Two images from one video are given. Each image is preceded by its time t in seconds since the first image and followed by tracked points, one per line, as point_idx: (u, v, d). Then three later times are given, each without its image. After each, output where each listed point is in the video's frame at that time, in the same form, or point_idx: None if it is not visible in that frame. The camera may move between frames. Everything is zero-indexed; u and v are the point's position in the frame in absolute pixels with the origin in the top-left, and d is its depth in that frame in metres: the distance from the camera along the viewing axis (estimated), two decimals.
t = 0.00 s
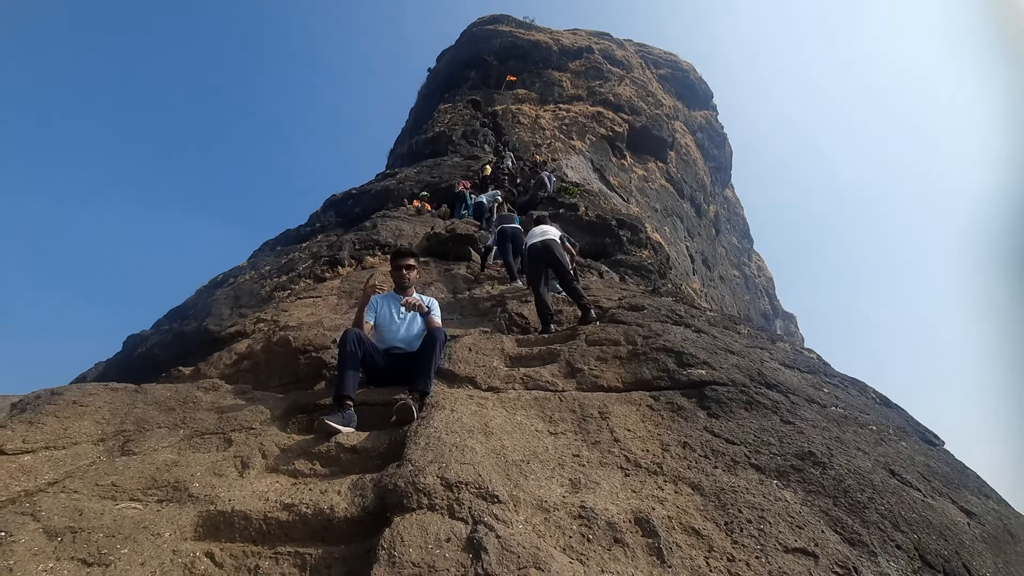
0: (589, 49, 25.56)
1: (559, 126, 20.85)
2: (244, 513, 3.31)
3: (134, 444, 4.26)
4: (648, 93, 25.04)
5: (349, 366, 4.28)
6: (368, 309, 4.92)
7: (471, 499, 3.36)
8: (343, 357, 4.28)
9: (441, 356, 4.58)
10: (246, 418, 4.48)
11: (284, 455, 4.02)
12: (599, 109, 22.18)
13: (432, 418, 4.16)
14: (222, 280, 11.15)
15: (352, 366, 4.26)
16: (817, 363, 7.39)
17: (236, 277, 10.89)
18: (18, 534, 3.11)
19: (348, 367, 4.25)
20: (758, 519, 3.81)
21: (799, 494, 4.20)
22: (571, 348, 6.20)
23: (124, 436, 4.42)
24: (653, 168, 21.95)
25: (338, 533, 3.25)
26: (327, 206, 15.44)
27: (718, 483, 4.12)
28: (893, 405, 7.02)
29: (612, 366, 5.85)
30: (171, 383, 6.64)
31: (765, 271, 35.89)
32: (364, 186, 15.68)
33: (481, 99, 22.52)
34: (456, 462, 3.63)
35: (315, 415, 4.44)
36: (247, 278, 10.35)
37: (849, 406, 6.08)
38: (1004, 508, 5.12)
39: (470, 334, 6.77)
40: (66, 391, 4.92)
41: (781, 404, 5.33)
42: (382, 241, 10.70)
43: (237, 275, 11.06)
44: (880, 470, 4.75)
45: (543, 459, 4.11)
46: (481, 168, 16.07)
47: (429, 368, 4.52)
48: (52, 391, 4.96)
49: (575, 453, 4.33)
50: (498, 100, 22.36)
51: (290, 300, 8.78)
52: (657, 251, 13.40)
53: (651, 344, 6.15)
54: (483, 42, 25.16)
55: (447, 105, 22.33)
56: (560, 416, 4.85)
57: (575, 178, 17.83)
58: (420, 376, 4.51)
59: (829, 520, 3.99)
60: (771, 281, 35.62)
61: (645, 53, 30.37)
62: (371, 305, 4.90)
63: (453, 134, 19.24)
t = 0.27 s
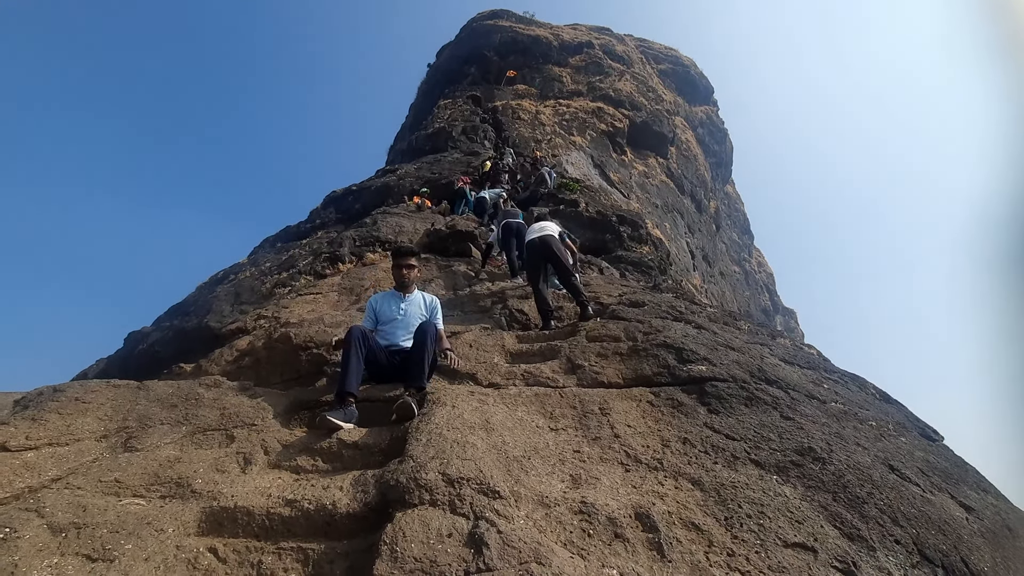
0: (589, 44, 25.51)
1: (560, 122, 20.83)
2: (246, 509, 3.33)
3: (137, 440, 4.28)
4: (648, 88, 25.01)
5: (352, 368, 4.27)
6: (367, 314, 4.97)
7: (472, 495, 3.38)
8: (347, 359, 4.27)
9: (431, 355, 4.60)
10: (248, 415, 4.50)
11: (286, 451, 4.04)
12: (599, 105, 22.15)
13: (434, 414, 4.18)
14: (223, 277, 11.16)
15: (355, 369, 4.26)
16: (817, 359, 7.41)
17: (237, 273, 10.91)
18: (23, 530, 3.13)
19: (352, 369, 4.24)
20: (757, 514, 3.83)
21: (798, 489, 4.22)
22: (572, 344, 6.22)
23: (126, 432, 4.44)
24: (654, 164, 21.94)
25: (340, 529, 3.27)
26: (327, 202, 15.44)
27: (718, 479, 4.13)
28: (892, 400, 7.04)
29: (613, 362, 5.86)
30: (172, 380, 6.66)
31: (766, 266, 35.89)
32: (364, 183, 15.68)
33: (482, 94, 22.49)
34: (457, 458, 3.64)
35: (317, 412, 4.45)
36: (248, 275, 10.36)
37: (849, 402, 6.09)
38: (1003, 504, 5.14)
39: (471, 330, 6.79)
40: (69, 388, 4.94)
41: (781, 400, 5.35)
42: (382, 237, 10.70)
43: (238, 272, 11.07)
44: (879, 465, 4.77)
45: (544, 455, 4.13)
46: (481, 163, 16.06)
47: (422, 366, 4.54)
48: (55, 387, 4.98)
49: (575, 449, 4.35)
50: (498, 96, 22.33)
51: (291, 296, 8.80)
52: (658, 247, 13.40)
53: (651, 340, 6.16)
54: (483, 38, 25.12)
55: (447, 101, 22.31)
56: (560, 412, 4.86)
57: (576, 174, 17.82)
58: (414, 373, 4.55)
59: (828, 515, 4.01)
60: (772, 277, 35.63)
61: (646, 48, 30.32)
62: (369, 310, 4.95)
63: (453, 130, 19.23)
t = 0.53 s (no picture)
0: (590, 40, 25.47)
1: (560, 118, 20.82)
2: (248, 506, 3.35)
3: (139, 438, 4.30)
4: (649, 84, 24.98)
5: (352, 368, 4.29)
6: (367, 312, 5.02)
7: (473, 491, 3.40)
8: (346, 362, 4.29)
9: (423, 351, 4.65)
10: (249, 412, 4.52)
11: (288, 449, 4.06)
12: (599, 101, 22.13)
13: (434, 411, 4.20)
14: (224, 275, 11.18)
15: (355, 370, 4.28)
16: (817, 355, 7.42)
17: (238, 271, 10.92)
18: (27, 528, 3.15)
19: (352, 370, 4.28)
20: (756, 510, 3.85)
21: (797, 485, 4.24)
22: (572, 341, 6.23)
23: (128, 430, 4.46)
24: (654, 160, 21.93)
25: (341, 525, 3.29)
26: (327, 200, 15.44)
27: (717, 475, 4.16)
28: (892, 396, 7.06)
29: (613, 359, 5.88)
30: (174, 377, 6.68)
31: (766, 262, 35.88)
32: (364, 180, 15.68)
33: (482, 91, 22.47)
34: (457, 455, 3.66)
35: (318, 409, 4.47)
36: (249, 272, 10.38)
37: (849, 398, 6.11)
38: (1002, 499, 5.16)
39: (471, 327, 6.80)
40: (71, 386, 4.96)
41: (781, 396, 5.37)
42: (383, 235, 10.72)
43: (238, 269, 11.08)
44: (878, 461, 4.79)
45: (544, 452, 4.15)
46: (481, 160, 16.07)
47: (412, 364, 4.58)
48: (57, 386, 5.00)
49: (575, 446, 4.37)
50: (498, 92, 22.31)
51: (292, 294, 8.81)
52: (658, 244, 13.41)
53: (652, 337, 6.18)
54: (483, 34, 25.08)
55: (447, 98, 22.29)
56: (560, 409, 4.88)
57: (576, 171, 17.83)
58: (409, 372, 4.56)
59: (826, 511, 4.03)
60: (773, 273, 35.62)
61: (646, 44, 30.27)
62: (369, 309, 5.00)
63: (453, 127, 19.22)
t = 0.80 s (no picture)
0: (588, 37, 25.45)
1: (559, 115, 20.83)
2: (251, 506, 3.39)
3: (142, 439, 4.34)
4: (648, 81, 24.97)
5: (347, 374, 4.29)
6: (368, 309, 5.08)
7: (472, 489, 3.44)
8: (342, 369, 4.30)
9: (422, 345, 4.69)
10: (251, 413, 4.56)
11: (289, 448, 4.10)
12: (598, 98, 22.14)
13: (434, 410, 4.24)
14: (224, 275, 11.22)
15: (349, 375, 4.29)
16: (815, 351, 7.46)
17: (238, 271, 10.96)
18: (33, 528, 3.19)
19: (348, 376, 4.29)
20: (753, 506, 3.89)
21: (794, 481, 4.28)
22: (571, 339, 6.27)
23: (131, 431, 4.50)
24: (653, 157, 21.95)
25: (343, 524, 3.33)
26: (327, 199, 15.47)
27: (715, 472, 4.20)
28: (891, 392, 7.10)
29: (612, 357, 5.92)
30: (176, 378, 6.72)
31: (766, 258, 35.91)
32: (364, 179, 15.71)
33: (480, 88, 22.47)
34: (457, 453, 3.70)
35: (319, 409, 4.51)
36: (249, 272, 10.41)
37: (847, 394, 6.14)
38: (999, 494, 5.19)
39: (471, 326, 6.84)
40: (74, 388, 5.00)
41: (779, 393, 5.40)
42: (382, 234, 10.75)
43: (238, 269, 11.11)
44: (875, 457, 4.83)
45: (543, 450, 4.19)
46: (481, 158, 16.09)
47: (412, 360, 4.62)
48: (60, 387, 5.04)
49: (574, 443, 4.41)
50: (497, 90, 22.31)
51: (292, 294, 8.85)
52: (658, 241, 13.44)
53: (650, 335, 6.21)
54: (481, 32, 25.07)
55: (446, 96, 22.29)
56: (560, 407, 4.92)
57: (575, 168, 17.85)
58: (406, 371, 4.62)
59: (823, 507, 4.07)
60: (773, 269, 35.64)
61: (645, 40, 30.24)
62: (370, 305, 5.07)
63: (452, 125, 19.24)
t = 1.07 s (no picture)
0: (587, 36, 25.44)
1: (558, 115, 20.83)
2: (257, 510, 3.40)
3: (147, 445, 4.36)
4: (647, 79, 24.96)
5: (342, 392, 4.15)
6: (372, 307, 5.04)
7: (477, 491, 3.45)
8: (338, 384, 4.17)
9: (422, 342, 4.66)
10: (256, 417, 4.57)
11: (294, 452, 4.11)
12: (597, 97, 22.13)
13: (438, 412, 4.25)
14: (227, 278, 11.24)
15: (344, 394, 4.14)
16: (818, 348, 7.46)
17: (240, 275, 10.98)
18: (41, 535, 3.21)
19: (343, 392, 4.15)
20: (757, 504, 3.90)
21: (798, 479, 4.29)
22: (573, 340, 6.28)
23: (137, 437, 4.52)
24: (653, 155, 21.94)
25: (348, 527, 3.35)
26: (328, 201, 15.49)
27: (718, 471, 4.20)
28: (894, 388, 7.11)
29: (614, 357, 5.93)
30: (180, 383, 6.74)
31: (768, 255, 35.90)
32: (364, 181, 15.73)
33: (479, 88, 22.48)
34: (461, 455, 3.71)
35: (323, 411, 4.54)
36: (251, 276, 10.43)
37: (849, 391, 6.15)
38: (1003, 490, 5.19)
39: (473, 327, 6.86)
40: (79, 394, 5.02)
41: (782, 391, 5.41)
42: (383, 236, 10.76)
43: (240, 273, 11.14)
44: (879, 453, 4.84)
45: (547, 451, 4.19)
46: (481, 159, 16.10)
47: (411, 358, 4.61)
48: (65, 394, 5.07)
49: (578, 444, 4.42)
50: (496, 90, 22.32)
51: (294, 297, 8.87)
52: (659, 239, 13.44)
53: (653, 334, 6.22)
54: (479, 32, 25.07)
55: (445, 96, 22.30)
56: (563, 407, 4.93)
57: (575, 167, 17.86)
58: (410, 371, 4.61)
59: (827, 504, 4.08)
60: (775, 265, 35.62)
61: (644, 38, 30.23)
62: (374, 304, 5.02)
63: (452, 126, 19.24)
